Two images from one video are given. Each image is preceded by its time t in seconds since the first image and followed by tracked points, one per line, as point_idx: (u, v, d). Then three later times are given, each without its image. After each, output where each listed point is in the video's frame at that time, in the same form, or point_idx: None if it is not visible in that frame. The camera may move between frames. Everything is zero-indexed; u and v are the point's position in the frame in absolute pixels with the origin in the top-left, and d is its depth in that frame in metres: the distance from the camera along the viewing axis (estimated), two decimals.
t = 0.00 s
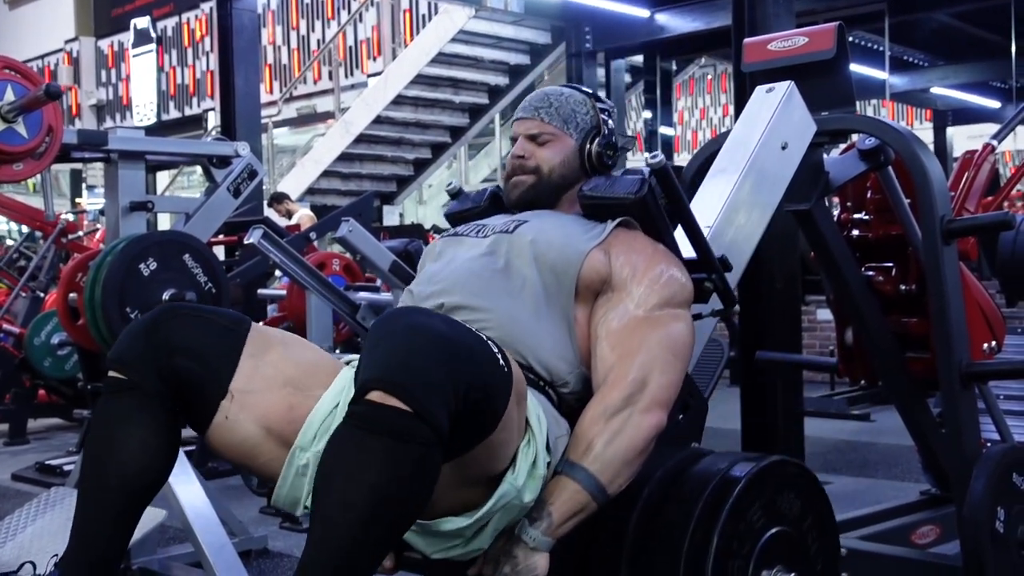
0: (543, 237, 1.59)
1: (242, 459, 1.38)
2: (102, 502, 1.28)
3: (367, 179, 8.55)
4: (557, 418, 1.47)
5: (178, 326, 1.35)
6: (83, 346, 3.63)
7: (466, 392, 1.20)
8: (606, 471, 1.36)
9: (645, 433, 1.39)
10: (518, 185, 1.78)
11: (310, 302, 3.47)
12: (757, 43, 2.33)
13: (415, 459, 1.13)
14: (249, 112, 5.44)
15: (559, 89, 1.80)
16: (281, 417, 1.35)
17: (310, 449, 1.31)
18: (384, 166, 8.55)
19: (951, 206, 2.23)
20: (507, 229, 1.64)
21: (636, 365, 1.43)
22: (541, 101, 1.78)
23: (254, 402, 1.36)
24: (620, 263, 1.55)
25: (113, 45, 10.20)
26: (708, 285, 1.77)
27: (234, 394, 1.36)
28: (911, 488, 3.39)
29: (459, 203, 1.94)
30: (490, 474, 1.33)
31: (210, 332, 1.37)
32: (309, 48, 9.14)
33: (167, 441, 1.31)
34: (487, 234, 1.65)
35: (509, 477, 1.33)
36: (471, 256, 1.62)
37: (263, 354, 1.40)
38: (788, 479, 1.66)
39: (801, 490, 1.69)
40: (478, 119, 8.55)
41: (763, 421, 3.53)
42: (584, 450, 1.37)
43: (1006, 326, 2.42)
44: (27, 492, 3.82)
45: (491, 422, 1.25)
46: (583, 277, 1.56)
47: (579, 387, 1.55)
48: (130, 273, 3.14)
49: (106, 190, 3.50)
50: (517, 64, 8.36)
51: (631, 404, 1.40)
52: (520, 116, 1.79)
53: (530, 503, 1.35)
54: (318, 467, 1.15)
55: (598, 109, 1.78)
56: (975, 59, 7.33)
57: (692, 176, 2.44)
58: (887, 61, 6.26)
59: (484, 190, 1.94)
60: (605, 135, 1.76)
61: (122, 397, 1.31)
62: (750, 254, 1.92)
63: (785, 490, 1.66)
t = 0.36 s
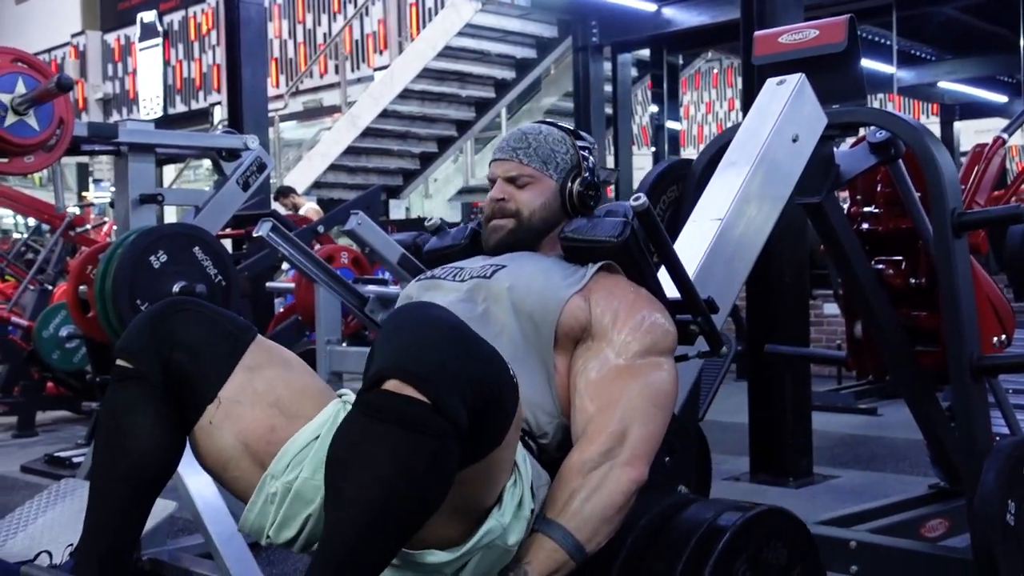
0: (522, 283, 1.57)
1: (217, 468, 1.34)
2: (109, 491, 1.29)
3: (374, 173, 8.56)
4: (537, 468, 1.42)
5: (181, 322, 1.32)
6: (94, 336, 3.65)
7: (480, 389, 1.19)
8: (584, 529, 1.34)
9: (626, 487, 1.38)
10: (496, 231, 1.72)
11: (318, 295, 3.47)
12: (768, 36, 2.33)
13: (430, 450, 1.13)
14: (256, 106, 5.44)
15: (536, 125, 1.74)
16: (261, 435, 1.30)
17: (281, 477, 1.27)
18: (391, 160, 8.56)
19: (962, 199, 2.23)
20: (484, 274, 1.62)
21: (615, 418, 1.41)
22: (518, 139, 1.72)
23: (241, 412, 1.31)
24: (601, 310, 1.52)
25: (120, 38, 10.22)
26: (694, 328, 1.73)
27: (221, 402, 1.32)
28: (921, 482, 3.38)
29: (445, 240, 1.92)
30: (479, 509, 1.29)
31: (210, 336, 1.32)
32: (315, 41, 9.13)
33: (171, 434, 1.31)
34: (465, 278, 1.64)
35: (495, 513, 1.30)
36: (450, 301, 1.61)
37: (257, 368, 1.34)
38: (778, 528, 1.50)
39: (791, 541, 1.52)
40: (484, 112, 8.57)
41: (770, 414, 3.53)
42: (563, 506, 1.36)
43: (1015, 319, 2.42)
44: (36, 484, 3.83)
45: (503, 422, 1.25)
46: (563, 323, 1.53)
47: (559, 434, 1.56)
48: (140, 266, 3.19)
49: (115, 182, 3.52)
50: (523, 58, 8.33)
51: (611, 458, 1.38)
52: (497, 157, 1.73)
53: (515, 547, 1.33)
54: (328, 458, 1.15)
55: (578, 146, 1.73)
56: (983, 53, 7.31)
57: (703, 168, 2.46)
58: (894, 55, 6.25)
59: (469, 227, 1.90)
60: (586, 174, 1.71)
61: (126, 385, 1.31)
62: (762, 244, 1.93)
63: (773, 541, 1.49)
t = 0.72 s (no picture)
0: (512, 310, 1.50)
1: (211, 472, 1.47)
2: (134, 480, 1.39)
3: (382, 164, 8.56)
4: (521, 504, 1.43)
5: (203, 323, 1.46)
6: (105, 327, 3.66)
7: (515, 390, 1.19)
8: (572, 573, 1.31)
9: (618, 523, 1.34)
10: (480, 261, 1.65)
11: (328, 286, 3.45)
12: (780, 26, 2.32)
13: (464, 446, 1.13)
14: (265, 97, 5.45)
15: (520, 154, 1.67)
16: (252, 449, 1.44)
17: (264, 499, 1.36)
18: (400, 151, 8.57)
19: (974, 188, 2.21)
20: (473, 300, 1.55)
21: (606, 454, 1.37)
22: (503, 169, 1.65)
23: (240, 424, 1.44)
24: (592, 342, 1.47)
25: (128, 29, 10.23)
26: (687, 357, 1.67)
27: (227, 407, 1.45)
28: (931, 473, 3.38)
29: (432, 265, 1.83)
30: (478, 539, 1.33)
31: (232, 337, 1.48)
32: (323, 32, 9.13)
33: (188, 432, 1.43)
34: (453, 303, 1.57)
35: (495, 543, 1.34)
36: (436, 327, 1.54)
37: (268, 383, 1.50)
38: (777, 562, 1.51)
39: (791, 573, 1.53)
40: (492, 103, 8.57)
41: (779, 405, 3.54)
42: (551, 545, 1.33)
43: None
44: (47, 474, 3.85)
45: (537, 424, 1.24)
46: (554, 354, 1.47)
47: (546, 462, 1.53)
48: (151, 257, 3.21)
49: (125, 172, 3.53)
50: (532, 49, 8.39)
51: (601, 496, 1.34)
52: (482, 187, 1.66)
53: None
54: (365, 450, 1.16)
55: (565, 175, 1.66)
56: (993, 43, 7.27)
57: (714, 161, 2.44)
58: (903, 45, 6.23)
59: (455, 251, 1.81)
60: (574, 204, 1.64)
61: (148, 377, 1.43)
62: (774, 236, 1.93)
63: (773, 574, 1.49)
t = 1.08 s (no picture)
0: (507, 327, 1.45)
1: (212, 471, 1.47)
2: (148, 473, 1.38)
3: (388, 153, 8.55)
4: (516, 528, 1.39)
5: (226, 317, 1.47)
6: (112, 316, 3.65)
7: (532, 389, 1.18)
8: None
9: (615, 548, 1.30)
10: (474, 274, 1.58)
11: (336, 275, 3.45)
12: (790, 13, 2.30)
13: (482, 441, 1.12)
14: (270, 85, 5.44)
15: (511, 166, 1.60)
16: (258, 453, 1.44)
17: (259, 505, 1.37)
18: (405, 140, 8.55)
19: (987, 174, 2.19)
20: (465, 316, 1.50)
21: (602, 472, 1.34)
22: (494, 183, 1.58)
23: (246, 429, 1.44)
24: (588, 358, 1.43)
25: (132, 18, 10.21)
26: (686, 373, 1.64)
27: (236, 406, 1.46)
28: (941, 462, 3.37)
29: (425, 278, 1.78)
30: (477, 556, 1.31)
31: (251, 335, 1.48)
32: (328, 20, 9.11)
33: (200, 427, 1.43)
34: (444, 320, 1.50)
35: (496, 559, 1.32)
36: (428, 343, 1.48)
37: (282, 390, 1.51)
38: None
39: None
40: (498, 91, 8.55)
41: (787, 395, 3.52)
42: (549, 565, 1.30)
43: None
44: (55, 464, 3.85)
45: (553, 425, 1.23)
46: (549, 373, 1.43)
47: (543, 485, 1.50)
48: (159, 246, 3.21)
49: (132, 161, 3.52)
50: (539, 36, 8.39)
51: (596, 520, 1.31)
52: (472, 203, 1.59)
53: None
54: (383, 445, 1.15)
55: (557, 187, 1.58)
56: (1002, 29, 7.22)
57: (724, 148, 2.41)
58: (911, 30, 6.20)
59: (448, 264, 1.76)
60: (567, 217, 1.57)
61: (163, 367, 1.43)
62: (785, 225, 1.91)
63: None
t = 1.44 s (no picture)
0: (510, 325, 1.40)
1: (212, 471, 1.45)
2: (151, 467, 1.37)
3: (390, 141, 8.52)
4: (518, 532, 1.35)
5: (234, 310, 1.44)
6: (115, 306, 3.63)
7: (542, 385, 1.16)
8: None
9: (620, 554, 1.26)
10: (475, 270, 1.53)
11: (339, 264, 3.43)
12: None
13: (493, 434, 1.09)
14: (272, 73, 5.41)
15: (511, 160, 1.55)
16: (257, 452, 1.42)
17: (257, 506, 1.35)
18: (407, 127, 8.52)
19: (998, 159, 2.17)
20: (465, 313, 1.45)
21: (608, 474, 1.29)
22: (493, 178, 1.53)
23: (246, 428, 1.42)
24: (592, 358, 1.38)
25: (134, 6, 10.17)
26: (692, 369, 1.58)
27: (239, 400, 1.43)
28: (949, 450, 3.34)
29: (426, 274, 1.76)
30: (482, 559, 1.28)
31: (259, 330, 1.46)
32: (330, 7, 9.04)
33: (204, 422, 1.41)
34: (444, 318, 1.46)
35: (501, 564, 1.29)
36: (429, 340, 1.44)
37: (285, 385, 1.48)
38: None
39: None
40: (501, 79, 8.51)
41: (794, 382, 3.49)
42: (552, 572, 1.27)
43: None
44: (58, 454, 3.83)
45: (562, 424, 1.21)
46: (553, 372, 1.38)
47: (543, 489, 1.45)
48: (160, 236, 3.19)
49: (133, 148, 3.49)
50: (540, 23, 8.42)
51: (601, 526, 1.27)
52: (472, 198, 1.54)
53: None
54: (392, 441, 1.13)
55: (558, 182, 1.54)
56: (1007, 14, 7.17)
57: (732, 134, 2.39)
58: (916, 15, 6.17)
59: (449, 259, 1.73)
60: (569, 213, 1.52)
61: (170, 360, 1.41)
62: (794, 212, 1.89)
63: None
